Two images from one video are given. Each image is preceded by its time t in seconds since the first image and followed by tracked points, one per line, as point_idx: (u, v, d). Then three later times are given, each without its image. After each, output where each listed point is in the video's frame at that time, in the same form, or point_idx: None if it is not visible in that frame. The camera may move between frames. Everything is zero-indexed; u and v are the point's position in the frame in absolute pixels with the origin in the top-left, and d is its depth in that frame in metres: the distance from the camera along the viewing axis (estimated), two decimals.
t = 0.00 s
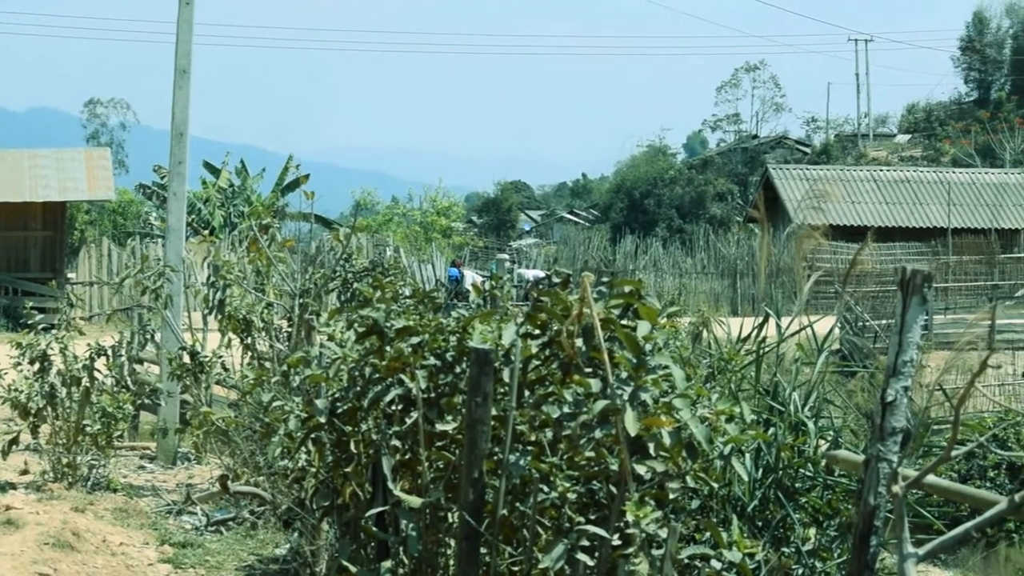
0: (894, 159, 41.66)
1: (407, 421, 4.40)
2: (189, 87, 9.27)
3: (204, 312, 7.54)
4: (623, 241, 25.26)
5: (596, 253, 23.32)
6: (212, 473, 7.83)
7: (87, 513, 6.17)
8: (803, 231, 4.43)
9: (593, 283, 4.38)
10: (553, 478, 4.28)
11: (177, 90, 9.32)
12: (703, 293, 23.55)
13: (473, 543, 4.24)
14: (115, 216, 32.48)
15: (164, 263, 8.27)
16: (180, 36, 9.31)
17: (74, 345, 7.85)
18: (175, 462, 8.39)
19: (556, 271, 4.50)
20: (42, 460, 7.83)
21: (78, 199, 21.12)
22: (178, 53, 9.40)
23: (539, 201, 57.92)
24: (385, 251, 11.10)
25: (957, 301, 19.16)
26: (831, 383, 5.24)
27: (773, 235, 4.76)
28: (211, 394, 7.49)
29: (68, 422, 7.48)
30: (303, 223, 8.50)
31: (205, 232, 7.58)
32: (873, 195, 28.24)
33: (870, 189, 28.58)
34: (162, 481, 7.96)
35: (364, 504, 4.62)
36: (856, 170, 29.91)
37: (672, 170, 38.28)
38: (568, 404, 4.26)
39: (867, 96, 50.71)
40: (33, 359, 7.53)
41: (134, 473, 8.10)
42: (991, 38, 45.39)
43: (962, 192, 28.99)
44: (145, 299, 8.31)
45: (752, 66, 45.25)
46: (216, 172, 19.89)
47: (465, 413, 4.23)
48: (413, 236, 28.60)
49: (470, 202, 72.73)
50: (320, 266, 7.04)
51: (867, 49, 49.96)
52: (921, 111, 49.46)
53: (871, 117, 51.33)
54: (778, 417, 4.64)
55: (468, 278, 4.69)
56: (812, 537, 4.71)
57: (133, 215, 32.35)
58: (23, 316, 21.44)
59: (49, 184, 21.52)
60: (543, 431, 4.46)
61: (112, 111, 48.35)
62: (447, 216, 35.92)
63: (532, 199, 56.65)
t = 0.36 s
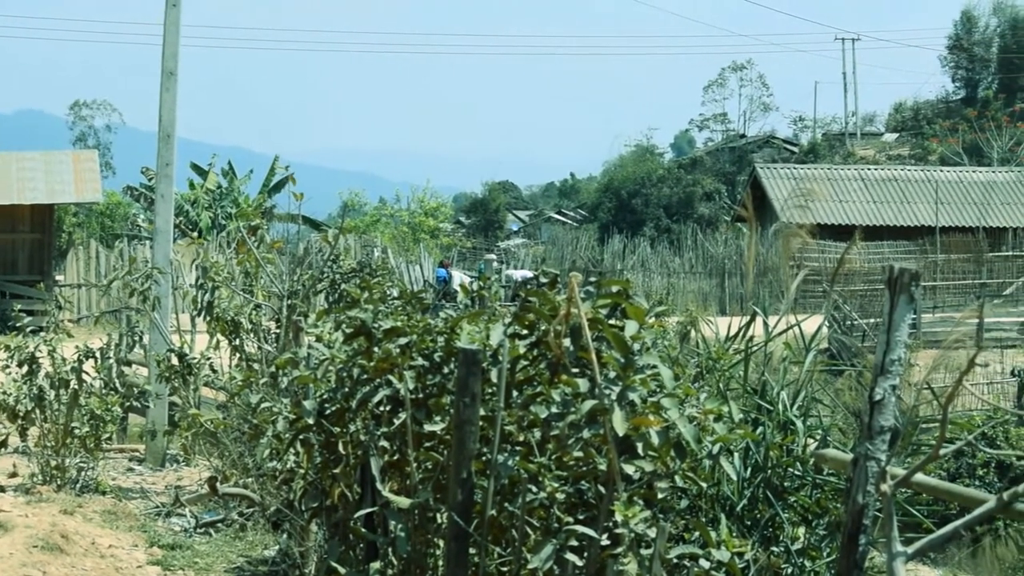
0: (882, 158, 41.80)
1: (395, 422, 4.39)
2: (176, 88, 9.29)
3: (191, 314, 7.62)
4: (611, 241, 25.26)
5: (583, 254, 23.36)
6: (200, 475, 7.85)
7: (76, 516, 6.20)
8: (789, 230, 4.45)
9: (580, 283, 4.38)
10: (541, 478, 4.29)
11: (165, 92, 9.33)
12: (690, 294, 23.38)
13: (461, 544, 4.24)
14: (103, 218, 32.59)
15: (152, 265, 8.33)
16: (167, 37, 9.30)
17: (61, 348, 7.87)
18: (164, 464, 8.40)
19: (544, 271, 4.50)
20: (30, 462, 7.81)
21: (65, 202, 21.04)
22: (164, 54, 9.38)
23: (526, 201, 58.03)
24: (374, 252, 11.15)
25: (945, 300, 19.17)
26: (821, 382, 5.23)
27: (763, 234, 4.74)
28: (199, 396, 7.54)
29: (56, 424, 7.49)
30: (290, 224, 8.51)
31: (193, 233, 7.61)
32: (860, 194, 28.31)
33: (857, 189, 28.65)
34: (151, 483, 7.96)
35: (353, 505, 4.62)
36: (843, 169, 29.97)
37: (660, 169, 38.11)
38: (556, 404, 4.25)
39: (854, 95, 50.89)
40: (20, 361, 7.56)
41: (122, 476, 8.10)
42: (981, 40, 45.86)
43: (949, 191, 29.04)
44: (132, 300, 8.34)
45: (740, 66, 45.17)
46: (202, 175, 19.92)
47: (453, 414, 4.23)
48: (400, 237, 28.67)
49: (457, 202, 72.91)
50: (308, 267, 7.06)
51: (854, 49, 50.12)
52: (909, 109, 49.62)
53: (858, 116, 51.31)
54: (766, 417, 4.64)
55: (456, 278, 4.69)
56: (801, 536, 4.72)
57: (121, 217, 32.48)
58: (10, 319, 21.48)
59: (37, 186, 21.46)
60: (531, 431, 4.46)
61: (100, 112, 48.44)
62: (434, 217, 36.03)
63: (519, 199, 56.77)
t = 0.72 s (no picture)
0: (870, 158, 41.97)
1: (382, 422, 4.40)
2: (164, 88, 9.31)
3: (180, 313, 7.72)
4: (599, 241, 25.28)
5: (571, 254, 23.37)
6: (188, 475, 7.86)
7: (64, 516, 6.21)
8: (777, 231, 4.44)
9: (568, 283, 4.38)
10: (529, 478, 4.28)
11: (153, 92, 9.35)
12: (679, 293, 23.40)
13: (449, 544, 4.23)
14: (91, 218, 32.63)
15: (141, 265, 8.37)
16: (156, 37, 9.32)
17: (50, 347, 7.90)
18: (152, 464, 8.39)
19: (532, 272, 4.50)
20: (18, 462, 7.83)
21: (53, 202, 21.03)
22: (153, 54, 9.37)
23: (514, 201, 58.05)
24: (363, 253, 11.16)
25: (933, 301, 19.24)
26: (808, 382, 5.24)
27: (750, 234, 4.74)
28: (187, 396, 7.57)
29: (44, 424, 7.51)
30: (279, 224, 8.55)
31: (181, 234, 7.63)
32: (849, 195, 28.32)
33: (846, 189, 28.65)
34: (139, 483, 7.96)
35: (341, 505, 4.63)
36: (832, 169, 29.95)
37: (649, 169, 38.03)
38: (543, 404, 4.25)
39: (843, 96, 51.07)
40: (8, 362, 7.59)
41: (110, 476, 8.10)
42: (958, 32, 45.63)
43: (937, 192, 29.08)
44: (121, 300, 8.37)
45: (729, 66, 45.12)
46: (190, 174, 19.93)
47: (441, 414, 4.23)
48: (388, 238, 28.72)
49: (445, 202, 72.90)
50: (297, 267, 7.10)
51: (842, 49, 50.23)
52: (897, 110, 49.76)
53: (846, 117, 51.42)
54: (754, 417, 4.65)
55: (445, 279, 4.69)
56: (788, 536, 4.73)
57: (109, 217, 32.56)
58: None
59: (24, 186, 21.43)
60: (519, 432, 4.46)
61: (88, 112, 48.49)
62: (423, 217, 36.09)
63: (508, 199, 56.79)
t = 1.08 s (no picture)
0: (857, 159, 42.12)
1: (371, 424, 4.40)
2: (152, 90, 9.30)
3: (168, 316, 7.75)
4: (587, 244, 25.33)
5: (559, 256, 23.43)
6: (177, 477, 7.90)
7: (53, 518, 6.23)
8: (765, 233, 4.45)
9: (557, 285, 4.37)
10: (517, 480, 4.28)
11: (141, 94, 9.35)
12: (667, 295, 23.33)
13: (438, 546, 4.23)
14: (80, 220, 32.72)
15: (129, 268, 8.40)
16: (143, 39, 9.32)
17: (38, 350, 7.84)
18: (140, 466, 8.44)
19: (520, 274, 4.50)
20: (7, 464, 7.85)
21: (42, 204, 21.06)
22: (141, 56, 9.39)
23: (502, 202, 58.16)
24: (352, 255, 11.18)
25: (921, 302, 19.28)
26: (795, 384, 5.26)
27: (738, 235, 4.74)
28: (176, 398, 7.58)
29: (33, 427, 7.53)
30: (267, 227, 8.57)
31: (169, 235, 7.64)
32: (837, 197, 28.34)
33: (834, 191, 28.67)
34: (127, 485, 7.97)
35: (329, 507, 4.63)
36: (820, 171, 29.97)
37: (637, 170, 37.99)
38: (532, 406, 4.25)
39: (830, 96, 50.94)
40: None
41: (98, 477, 8.12)
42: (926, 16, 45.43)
43: (925, 193, 29.09)
44: (109, 302, 8.37)
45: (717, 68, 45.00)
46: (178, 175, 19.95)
47: (429, 416, 4.22)
48: (377, 240, 28.80)
49: (433, 204, 73.05)
50: (285, 270, 7.17)
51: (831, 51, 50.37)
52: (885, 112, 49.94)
53: (834, 118, 51.56)
54: (742, 419, 4.66)
55: (433, 281, 4.70)
56: (777, 538, 4.75)
57: (98, 219, 32.67)
58: None
59: (13, 188, 21.44)
60: (507, 434, 4.46)
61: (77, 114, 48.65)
62: (411, 219, 36.21)
63: (495, 201, 56.90)
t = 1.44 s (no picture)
0: (843, 160, 42.18)
1: (356, 426, 4.40)
2: (138, 93, 9.33)
3: (153, 318, 7.78)
4: (573, 245, 25.32)
5: (545, 258, 23.43)
6: (163, 479, 7.94)
7: (39, 520, 6.26)
8: (751, 234, 4.45)
9: (542, 287, 4.35)
10: (502, 482, 4.28)
11: (126, 97, 9.37)
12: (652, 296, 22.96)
13: (423, 547, 4.22)
14: (66, 222, 32.73)
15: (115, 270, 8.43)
16: (129, 42, 9.33)
17: (24, 351, 7.91)
18: (127, 467, 8.46)
19: (505, 275, 4.51)
20: None
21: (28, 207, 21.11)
22: (127, 58, 9.39)
23: (488, 204, 58.14)
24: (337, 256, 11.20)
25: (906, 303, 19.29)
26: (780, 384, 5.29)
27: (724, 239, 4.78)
28: (161, 400, 7.61)
29: (19, 429, 7.55)
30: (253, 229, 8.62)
31: (155, 237, 7.67)
32: (822, 198, 28.34)
33: (820, 192, 28.65)
34: (114, 487, 8.02)
35: (314, 509, 4.64)
36: (806, 172, 29.94)
37: (622, 172, 37.88)
38: (516, 408, 4.23)
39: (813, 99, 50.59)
40: None
41: (85, 479, 8.16)
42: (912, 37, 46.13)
43: (912, 194, 29.06)
44: (95, 304, 8.41)
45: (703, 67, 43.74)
46: (163, 177, 19.96)
47: (414, 418, 4.20)
48: (363, 242, 28.81)
49: (419, 205, 73.06)
50: (271, 272, 7.22)
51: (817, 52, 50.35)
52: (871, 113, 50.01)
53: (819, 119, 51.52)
54: (727, 420, 4.66)
55: (419, 282, 4.72)
56: (762, 540, 4.77)
57: (84, 221, 32.71)
58: None
59: None
60: (492, 436, 4.46)
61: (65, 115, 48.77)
62: (397, 222, 36.36)
63: (481, 203, 56.90)
